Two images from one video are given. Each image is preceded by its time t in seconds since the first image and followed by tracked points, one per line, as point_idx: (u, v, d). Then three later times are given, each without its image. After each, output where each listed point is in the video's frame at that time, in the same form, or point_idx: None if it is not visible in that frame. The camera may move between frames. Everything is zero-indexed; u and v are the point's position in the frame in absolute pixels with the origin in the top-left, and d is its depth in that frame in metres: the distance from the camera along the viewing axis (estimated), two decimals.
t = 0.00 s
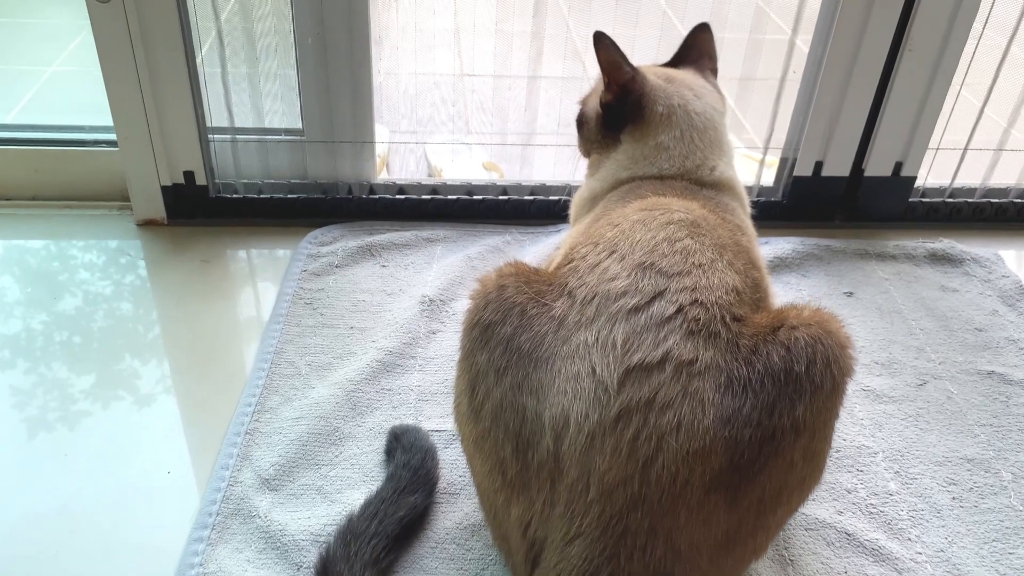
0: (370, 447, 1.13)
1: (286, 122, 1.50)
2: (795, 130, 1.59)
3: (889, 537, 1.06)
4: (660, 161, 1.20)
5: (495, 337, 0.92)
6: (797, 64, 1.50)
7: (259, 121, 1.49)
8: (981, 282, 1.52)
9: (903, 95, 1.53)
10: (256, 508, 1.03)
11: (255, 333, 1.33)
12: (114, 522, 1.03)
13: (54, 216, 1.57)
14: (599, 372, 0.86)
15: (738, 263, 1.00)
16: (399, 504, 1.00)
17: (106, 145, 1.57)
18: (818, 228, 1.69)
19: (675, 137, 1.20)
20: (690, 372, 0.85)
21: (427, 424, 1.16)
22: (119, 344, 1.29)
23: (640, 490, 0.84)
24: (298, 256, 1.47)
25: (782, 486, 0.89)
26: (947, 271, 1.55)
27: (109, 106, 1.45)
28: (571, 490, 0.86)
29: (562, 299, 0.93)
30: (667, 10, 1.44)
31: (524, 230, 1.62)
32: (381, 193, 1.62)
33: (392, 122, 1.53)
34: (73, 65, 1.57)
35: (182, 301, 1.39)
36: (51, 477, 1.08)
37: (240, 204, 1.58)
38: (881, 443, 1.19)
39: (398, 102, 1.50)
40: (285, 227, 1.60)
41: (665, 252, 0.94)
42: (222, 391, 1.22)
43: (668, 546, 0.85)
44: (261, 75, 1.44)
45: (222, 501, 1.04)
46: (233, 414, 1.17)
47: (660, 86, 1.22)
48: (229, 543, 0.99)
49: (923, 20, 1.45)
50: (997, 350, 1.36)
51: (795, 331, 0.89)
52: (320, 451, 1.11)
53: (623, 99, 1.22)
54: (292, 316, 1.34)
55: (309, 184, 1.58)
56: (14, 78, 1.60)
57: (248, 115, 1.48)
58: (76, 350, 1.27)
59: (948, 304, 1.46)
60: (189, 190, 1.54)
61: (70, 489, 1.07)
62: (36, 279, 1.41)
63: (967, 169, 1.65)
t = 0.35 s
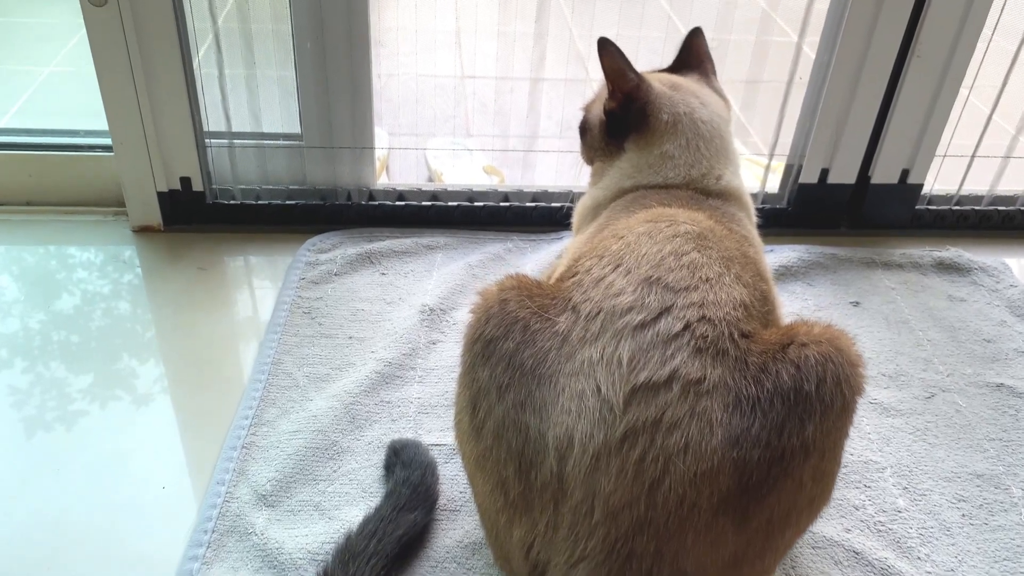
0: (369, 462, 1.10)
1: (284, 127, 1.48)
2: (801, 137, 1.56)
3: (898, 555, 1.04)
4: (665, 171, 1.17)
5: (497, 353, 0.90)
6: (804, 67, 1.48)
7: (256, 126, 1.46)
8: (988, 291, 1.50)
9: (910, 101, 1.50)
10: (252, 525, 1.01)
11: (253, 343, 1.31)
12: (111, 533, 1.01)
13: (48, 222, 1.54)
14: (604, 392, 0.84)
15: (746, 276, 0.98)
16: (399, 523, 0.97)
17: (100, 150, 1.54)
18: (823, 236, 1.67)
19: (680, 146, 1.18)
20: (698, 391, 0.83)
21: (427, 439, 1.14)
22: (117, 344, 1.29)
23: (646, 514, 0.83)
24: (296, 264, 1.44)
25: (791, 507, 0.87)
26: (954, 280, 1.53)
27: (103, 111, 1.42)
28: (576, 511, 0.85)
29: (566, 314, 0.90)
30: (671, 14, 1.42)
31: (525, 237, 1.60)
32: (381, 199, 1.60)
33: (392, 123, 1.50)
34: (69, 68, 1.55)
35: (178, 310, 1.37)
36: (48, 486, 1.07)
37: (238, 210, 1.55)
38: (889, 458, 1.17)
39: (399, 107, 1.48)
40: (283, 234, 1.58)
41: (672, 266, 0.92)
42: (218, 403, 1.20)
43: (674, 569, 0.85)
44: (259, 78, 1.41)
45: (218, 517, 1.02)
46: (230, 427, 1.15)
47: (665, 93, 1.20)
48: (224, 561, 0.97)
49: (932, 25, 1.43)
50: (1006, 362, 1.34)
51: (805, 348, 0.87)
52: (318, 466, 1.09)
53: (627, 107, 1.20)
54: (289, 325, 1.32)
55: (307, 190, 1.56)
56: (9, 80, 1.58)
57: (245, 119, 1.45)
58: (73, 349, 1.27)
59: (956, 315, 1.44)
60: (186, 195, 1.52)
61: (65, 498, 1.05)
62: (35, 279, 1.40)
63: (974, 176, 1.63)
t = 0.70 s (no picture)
0: (367, 477, 1.08)
1: (282, 133, 1.45)
2: (805, 144, 1.54)
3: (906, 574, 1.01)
4: (669, 180, 1.15)
5: (498, 368, 0.88)
6: (810, 71, 1.46)
7: (253, 131, 1.44)
8: (996, 300, 1.47)
9: (917, 107, 1.48)
10: (247, 544, 0.99)
11: (249, 353, 1.29)
12: (103, 549, 0.99)
13: (42, 228, 1.52)
14: (609, 412, 0.82)
15: (752, 290, 0.96)
16: (396, 542, 0.95)
17: (95, 155, 1.52)
18: (828, 243, 1.65)
19: (685, 154, 1.15)
20: (704, 412, 0.81)
21: (426, 453, 1.12)
22: (116, 344, 1.29)
23: (650, 538, 0.81)
24: (293, 272, 1.42)
25: (799, 528, 0.85)
26: (961, 289, 1.51)
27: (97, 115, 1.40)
28: (578, 535, 0.84)
29: (568, 329, 0.88)
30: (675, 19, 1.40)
31: (526, 244, 1.58)
32: (380, 206, 1.57)
33: (392, 126, 1.47)
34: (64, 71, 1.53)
35: (174, 319, 1.34)
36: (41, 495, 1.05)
37: (235, 217, 1.53)
38: (897, 473, 1.15)
39: (398, 112, 1.46)
40: (280, 241, 1.55)
41: (677, 281, 0.90)
42: (214, 414, 1.18)
43: None
44: (256, 82, 1.39)
45: (213, 535, 1.00)
46: (225, 440, 1.13)
47: (670, 100, 1.18)
48: None
49: (939, 30, 1.41)
50: (1014, 373, 1.32)
51: (814, 365, 0.85)
52: (315, 482, 1.07)
53: (630, 114, 1.18)
54: (286, 335, 1.30)
55: (305, 197, 1.53)
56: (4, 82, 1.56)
57: (242, 124, 1.43)
58: (72, 348, 1.27)
59: (963, 325, 1.42)
60: (181, 203, 1.49)
61: (61, 504, 1.04)
62: (32, 279, 1.40)
63: (981, 183, 1.61)
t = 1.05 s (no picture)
0: (360, 486, 1.06)
1: (275, 132, 1.43)
2: (808, 144, 1.52)
3: None
4: (670, 181, 1.12)
5: (494, 377, 0.86)
6: (813, 70, 1.43)
7: (245, 130, 1.41)
8: (1001, 303, 1.45)
9: (922, 107, 1.46)
10: (236, 555, 0.96)
11: (242, 357, 1.26)
12: (88, 560, 0.96)
13: (31, 229, 1.49)
14: (607, 423, 0.79)
15: (755, 296, 0.94)
16: (389, 554, 0.93)
17: (85, 154, 1.49)
18: (831, 245, 1.63)
19: (685, 155, 1.13)
20: (706, 423, 0.78)
21: (421, 462, 1.09)
22: (113, 342, 1.27)
23: (650, 554, 0.79)
24: (286, 274, 1.39)
25: (803, 542, 0.83)
26: (965, 292, 1.48)
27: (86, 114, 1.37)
28: (576, 550, 0.81)
29: (566, 337, 0.86)
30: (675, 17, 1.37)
31: (524, 246, 1.55)
32: (375, 206, 1.54)
33: (387, 125, 1.44)
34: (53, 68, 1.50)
35: (164, 323, 1.32)
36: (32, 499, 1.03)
37: (227, 218, 1.50)
38: (902, 481, 1.12)
39: (394, 111, 1.43)
40: (274, 243, 1.53)
41: (678, 287, 0.87)
42: (203, 421, 1.15)
43: None
44: (248, 80, 1.36)
45: (200, 547, 0.97)
46: (215, 448, 1.10)
47: (670, 100, 1.15)
48: None
49: (945, 28, 1.38)
50: (1021, 379, 1.30)
51: (819, 374, 0.83)
52: (306, 491, 1.05)
53: (630, 115, 1.15)
54: (278, 339, 1.27)
55: (298, 197, 1.51)
56: None
57: (234, 123, 1.40)
58: (69, 346, 1.25)
59: (968, 329, 1.39)
60: (172, 204, 1.47)
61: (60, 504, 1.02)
62: (31, 274, 1.39)
63: (986, 183, 1.58)
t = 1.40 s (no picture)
0: (346, 495, 1.04)
1: (262, 131, 1.40)
2: (805, 144, 1.50)
3: None
4: (663, 184, 1.10)
5: (480, 386, 0.84)
6: (810, 69, 1.41)
7: (232, 130, 1.39)
8: (1000, 306, 1.43)
9: (921, 107, 1.43)
10: (218, 567, 0.94)
11: (229, 361, 1.24)
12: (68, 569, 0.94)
13: (16, 232, 1.46)
14: (595, 435, 0.77)
15: (748, 303, 0.92)
16: (374, 566, 0.91)
17: (71, 155, 1.47)
18: (828, 247, 1.61)
19: (679, 157, 1.10)
20: (697, 435, 0.76)
21: (409, 470, 1.07)
22: (110, 339, 1.26)
23: (639, 570, 0.78)
24: (274, 276, 1.37)
25: (796, 556, 0.82)
26: (964, 295, 1.46)
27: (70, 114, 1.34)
28: (563, 565, 0.80)
29: (554, 345, 0.84)
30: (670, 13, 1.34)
31: (516, 248, 1.53)
32: (365, 207, 1.52)
33: (377, 124, 1.42)
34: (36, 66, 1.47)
35: (150, 326, 1.29)
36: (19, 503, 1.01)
37: (215, 219, 1.48)
38: (899, 490, 1.10)
39: (384, 110, 1.40)
40: (262, 245, 1.50)
41: (669, 294, 0.85)
42: (187, 428, 1.12)
43: None
44: (235, 78, 1.33)
45: (182, 558, 0.95)
46: (198, 456, 1.08)
47: (663, 100, 1.13)
48: None
49: (945, 26, 1.35)
50: (1020, 384, 1.28)
51: (812, 385, 0.81)
52: (291, 500, 1.03)
53: (622, 116, 1.13)
54: (265, 343, 1.25)
55: (287, 198, 1.48)
56: None
57: (221, 122, 1.38)
58: (66, 343, 1.24)
59: (967, 332, 1.37)
60: (158, 205, 1.44)
61: (59, 503, 1.02)
62: (26, 271, 1.38)
63: (985, 184, 1.56)
